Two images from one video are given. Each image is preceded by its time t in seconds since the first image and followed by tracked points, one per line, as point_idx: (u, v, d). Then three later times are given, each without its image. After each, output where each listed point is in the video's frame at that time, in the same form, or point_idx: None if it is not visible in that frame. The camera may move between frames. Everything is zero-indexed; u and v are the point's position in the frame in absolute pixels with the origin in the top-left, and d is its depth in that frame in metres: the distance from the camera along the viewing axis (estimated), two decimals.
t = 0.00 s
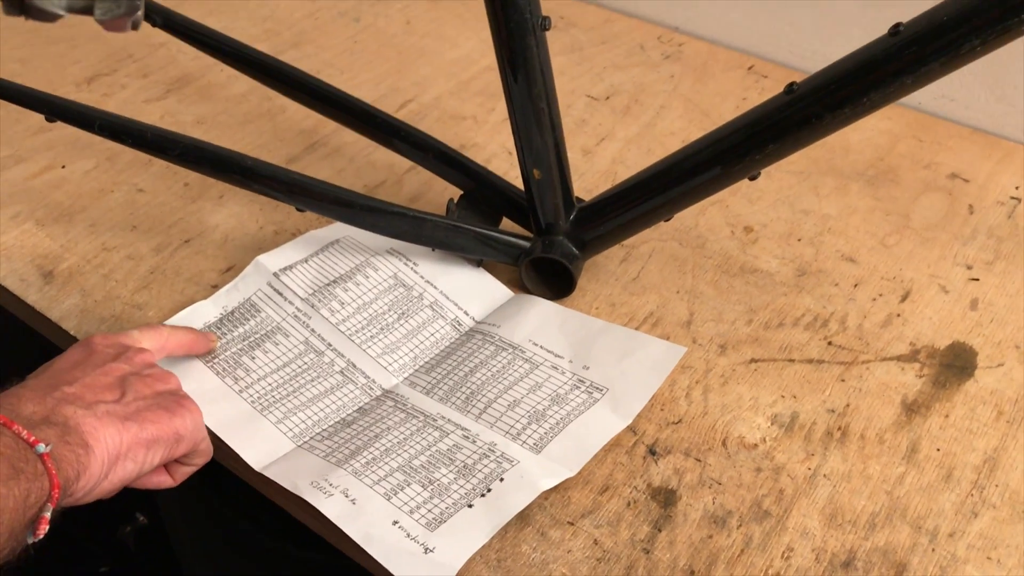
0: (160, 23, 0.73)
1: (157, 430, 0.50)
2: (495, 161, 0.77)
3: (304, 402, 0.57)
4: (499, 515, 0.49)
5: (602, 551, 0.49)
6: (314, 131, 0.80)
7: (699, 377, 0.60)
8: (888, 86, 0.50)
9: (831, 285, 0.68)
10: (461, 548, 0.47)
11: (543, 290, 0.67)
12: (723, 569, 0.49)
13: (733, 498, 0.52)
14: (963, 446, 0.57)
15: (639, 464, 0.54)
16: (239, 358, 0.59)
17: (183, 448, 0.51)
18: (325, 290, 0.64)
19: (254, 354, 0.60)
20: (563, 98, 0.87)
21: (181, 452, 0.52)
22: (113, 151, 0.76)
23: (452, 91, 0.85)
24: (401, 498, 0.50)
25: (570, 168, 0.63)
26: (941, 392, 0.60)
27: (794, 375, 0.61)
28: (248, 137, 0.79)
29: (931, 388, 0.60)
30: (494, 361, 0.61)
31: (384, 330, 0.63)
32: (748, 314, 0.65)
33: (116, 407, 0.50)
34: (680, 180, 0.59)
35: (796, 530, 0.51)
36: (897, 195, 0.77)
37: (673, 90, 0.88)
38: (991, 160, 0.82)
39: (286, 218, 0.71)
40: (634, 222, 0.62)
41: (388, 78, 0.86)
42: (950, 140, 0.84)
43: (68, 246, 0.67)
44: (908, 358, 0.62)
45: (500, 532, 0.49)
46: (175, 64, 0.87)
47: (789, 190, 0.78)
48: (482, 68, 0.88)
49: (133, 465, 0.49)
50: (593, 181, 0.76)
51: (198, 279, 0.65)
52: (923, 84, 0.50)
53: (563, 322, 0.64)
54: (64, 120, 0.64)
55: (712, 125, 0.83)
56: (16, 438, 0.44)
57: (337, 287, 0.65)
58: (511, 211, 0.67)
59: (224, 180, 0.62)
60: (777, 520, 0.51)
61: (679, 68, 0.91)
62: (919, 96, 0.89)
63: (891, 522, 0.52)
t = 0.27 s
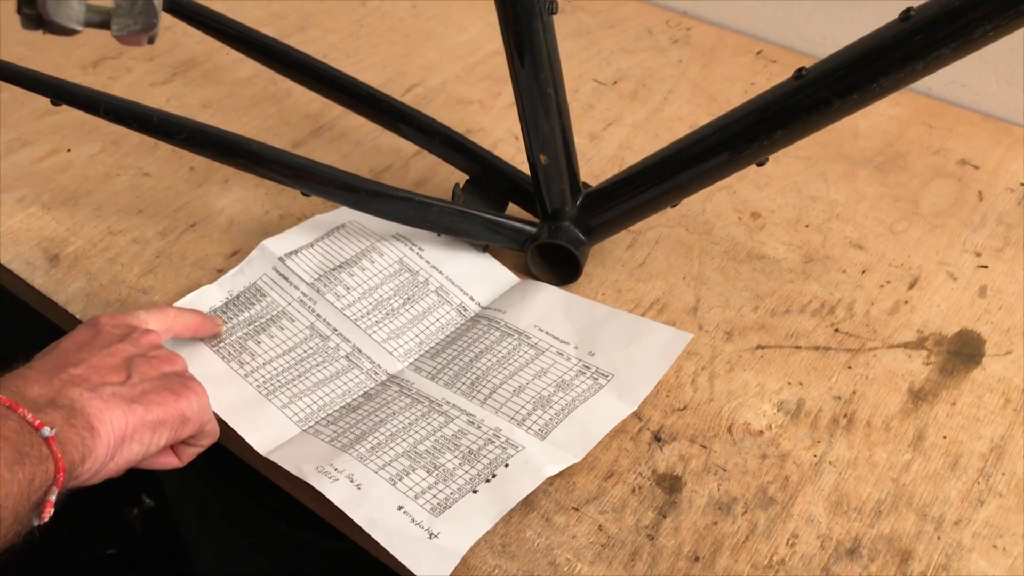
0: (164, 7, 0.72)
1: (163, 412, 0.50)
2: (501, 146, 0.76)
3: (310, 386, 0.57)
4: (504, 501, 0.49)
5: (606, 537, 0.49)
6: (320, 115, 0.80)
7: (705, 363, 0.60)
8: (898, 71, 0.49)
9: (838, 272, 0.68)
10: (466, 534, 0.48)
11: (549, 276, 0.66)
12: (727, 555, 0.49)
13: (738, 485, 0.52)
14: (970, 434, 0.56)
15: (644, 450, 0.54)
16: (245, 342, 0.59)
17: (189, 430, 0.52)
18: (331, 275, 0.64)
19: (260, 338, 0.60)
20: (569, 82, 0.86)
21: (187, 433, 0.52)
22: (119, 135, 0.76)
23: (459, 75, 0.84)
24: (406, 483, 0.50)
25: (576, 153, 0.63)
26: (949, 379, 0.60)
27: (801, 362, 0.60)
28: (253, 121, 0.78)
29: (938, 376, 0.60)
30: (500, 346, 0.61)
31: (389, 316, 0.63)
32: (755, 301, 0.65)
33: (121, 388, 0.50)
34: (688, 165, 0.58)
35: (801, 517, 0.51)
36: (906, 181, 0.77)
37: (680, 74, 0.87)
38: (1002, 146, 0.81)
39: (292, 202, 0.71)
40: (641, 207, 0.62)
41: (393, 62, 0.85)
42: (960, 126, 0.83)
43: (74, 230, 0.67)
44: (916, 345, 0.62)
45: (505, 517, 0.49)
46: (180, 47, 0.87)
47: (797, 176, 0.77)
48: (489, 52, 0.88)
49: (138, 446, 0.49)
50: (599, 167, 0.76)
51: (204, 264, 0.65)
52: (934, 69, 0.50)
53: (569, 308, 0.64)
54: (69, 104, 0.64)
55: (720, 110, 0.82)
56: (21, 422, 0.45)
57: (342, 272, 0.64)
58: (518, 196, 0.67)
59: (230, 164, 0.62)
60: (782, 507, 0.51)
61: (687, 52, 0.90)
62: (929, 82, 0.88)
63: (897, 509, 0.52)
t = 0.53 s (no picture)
0: None
1: (169, 383, 0.50)
2: (504, 134, 0.76)
3: (312, 375, 0.57)
4: (504, 490, 0.50)
5: (607, 526, 0.49)
6: (323, 102, 0.80)
7: (707, 354, 0.60)
8: (902, 61, 0.49)
9: (841, 262, 0.68)
10: (466, 523, 0.48)
11: (551, 265, 0.66)
12: (727, 545, 0.49)
13: (738, 475, 0.53)
14: (971, 425, 0.56)
15: (645, 440, 0.54)
16: (247, 331, 0.59)
17: (196, 402, 0.52)
18: (333, 264, 0.64)
19: (262, 327, 0.60)
20: (573, 70, 0.86)
21: (194, 406, 0.52)
22: (122, 122, 0.76)
23: (462, 63, 0.84)
24: (407, 472, 0.50)
25: (579, 142, 0.63)
26: (951, 370, 0.60)
27: (802, 352, 0.61)
28: (256, 109, 0.78)
29: (940, 366, 0.60)
30: (501, 336, 0.61)
31: (391, 304, 0.63)
32: (757, 291, 0.65)
33: (127, 360, 0.51)
34: (691, 155, 0.58)
35: (802, 507, 0.51)
36: (910, 171, 0.77)
37: (684, 62, 0.87)
38: (1007, 135, 0.81)
39: (295, 190, 0.71)
40: (644, 197, 0.62)
41: (397, 49, 0.85)
42: (965, 116, 0.83)
43: (77, 218, 0.67)
44: (918, 336, 0.62)
45: (505, 506, 0.50)
46: (183, 34, 0.87)
47: (801, 166, 0.77)
48: (492, 40, 0.87)
49: (144, 418, 0.50)
50: (602, 156, 0.75)
51: (206, 252, 0.65)
52: (939, 59, 0.49)
53: (571, 298, 0.64)
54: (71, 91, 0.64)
55: (724, 98, 0.82)
56: (25, 395, 0.45)
57: (344, 261, 0.65)
58: (520, 185, 0.66)
59: (232, 152, 0.62)
60: (782, 497, 0.52)
61: (691, 40, 0.90)
62: (934, 71, 0.87)
63: (897, 500, 0.52)
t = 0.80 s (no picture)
0: None
1: (174, 377, 0.51)
2: (511, 124, 0.76)
3: (319, 363, 0.58)
4: (511, 478, 0.50)
5: (612, 514, 0.50)
6: (329, 92, 0.80)
7: (713, 343, 0.60)
8: (911, 51, 0.49)
9: (847, 253, 0.68)
10: (473, 510, 0.48)
11: (557, 255, 0.66)
12: (733, 533, 0.49)
13: (744, 464, 0.53)
14: (977, 415, 0.57)
15: (650, 429, 0.54)
16: (254, 319, 0.60)
17: (199, 397, 0.52)
18: (340, 253, 0.64)
19: (270, 316, 0.60)
20: (580, 60, 0.85)
21: (198, 401, 0.52)
22: (129, 111, 0.76)
23: (468, 53, 0.84)
24: (414, 460, 0.51)
25: (586, 131, 0.63)
26: (956, 361, 0.60)
27: (808, 342, 0.61)
28: (263, 98, 0.78)
29: (946, 357, 0.60)
30: (508, 325, 0.61)
31: (398, 293, 0.63)
32: (763, 281, 0.65)
33: (133, 353, 0.51)
34: (698, 145, 0.58)
35: (807, 496, 0.51)
36: (917, 161, 0.76)
37: (691, 52, 0.86)
38: (1013, 126, 0.80)
39: (301, 179, 0.71)
40: (651, 187, 0.61)
41: (403, 39, 0.85)
42: (972, 106, 0.83)
43: (84, 207, 0.67)
44: (924, 326, 0.62)
45: (512, 494, 0.50)
46: (190, 23, 0.87)
47: (807, 156, 0.77)
48: (498, 30, 0.87)
49: (148, 411, 0.50)
50: (609, 145, 0.75)
51: (214, 240, 0.65)
52: (948, 49, 0.49)
53: (577, 288, 0.64)
54: (78, 80, 0.64)
55: (731, 88, 0.82)
56: (29, 383, 0.45)
57: (351, 250, 0.65)
58: (527, 175, 0.66)
59: (239, 142, 0.62)
60: (788, 486, 0.52)
61: (698, 30, 0.89)
62: (942, 61, 0.87)
63: (903, 489, 0.52)
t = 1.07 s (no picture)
0: None
1: (186, 369, 0.51)
2: (514, 119, 0.76)
3: (323, 357, 0.58)
4: (513, 472, 0.50)
5: (614, 508, 0.50)
6: (333, 86, 0.80)
7: (714, 339, 0.61)
8: (913, 49, 0.49)
9: (848, 248, 0.68)
10: (476, 504, 0.49)
11: (561, 250, 0.67)
12: (733, 527, 0.50)
13: (744, 458, 0.53)
14: (976, 411, 0.57)
15: (652, 424, 0.55)
16: (260, 313, 0.60)
17: (211, 389, 0.52)
18: (344, 247, 0.65)
19: (275, 310, 0.60)
20: (583, 54, 0.85)
21: (210, 393, 0.53)
22: (134, 105, 0.76)
23: (472, 47, 0.84)
24: (418, 454, 0.51)
25: (589, 127, 0.63)
26: (956, 356, 0.60)
27: (809, 338, 0.61)
28: (267, 92, 0.78)
29: (946, 352, 0.60)
30: (511, 320, 0.61)
31: (402, 288, 0.63)
32: (765, 277, 0.65)
33: (146, 345, 0.51)
34: (700, 141, 0.58)
35: (806, 491, 0.52)
36: (918, 157, 0.76)
37: (694, 47, 0.87)
38: (1015, 122, 0.80)
39: (306, 174, 0.71)
40: (653, 183, 0.62)
41: (407, 33, 0.85)
42: (974, 102, 0.83)
43: (91, 200, 0.67)
44: (924, 322, 0.62)
45: (514, 488, 0.50)
46: (194, 17, 0.87)
47: (809, 152, 0.77)
48: (502, 24, 0.87)
49: (161, 402, 0.50)
50: (612, 140, 0.75)
51: (219, 235, 0.65)
52: (950, 47, 0.49)
53: (579, 283, 0.64)
54: (84, 75, 0.64)
55: (734, 83, 0.82)
56: (43, 373, 0.46)
57: (356, 245, 0.65)
58: (530, 170, 0.67)
59: (244, 136, 0.62)
60: (788, 480, 0.52)
61: (701, 25, 0.90)
62: (946, 57, 0.87)
63: (901, 484, 0.53)
